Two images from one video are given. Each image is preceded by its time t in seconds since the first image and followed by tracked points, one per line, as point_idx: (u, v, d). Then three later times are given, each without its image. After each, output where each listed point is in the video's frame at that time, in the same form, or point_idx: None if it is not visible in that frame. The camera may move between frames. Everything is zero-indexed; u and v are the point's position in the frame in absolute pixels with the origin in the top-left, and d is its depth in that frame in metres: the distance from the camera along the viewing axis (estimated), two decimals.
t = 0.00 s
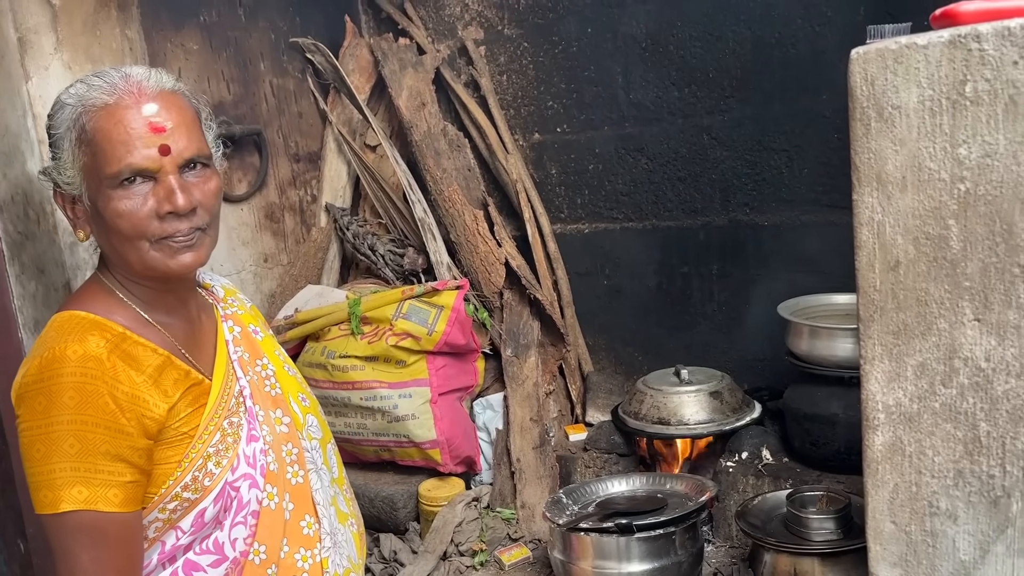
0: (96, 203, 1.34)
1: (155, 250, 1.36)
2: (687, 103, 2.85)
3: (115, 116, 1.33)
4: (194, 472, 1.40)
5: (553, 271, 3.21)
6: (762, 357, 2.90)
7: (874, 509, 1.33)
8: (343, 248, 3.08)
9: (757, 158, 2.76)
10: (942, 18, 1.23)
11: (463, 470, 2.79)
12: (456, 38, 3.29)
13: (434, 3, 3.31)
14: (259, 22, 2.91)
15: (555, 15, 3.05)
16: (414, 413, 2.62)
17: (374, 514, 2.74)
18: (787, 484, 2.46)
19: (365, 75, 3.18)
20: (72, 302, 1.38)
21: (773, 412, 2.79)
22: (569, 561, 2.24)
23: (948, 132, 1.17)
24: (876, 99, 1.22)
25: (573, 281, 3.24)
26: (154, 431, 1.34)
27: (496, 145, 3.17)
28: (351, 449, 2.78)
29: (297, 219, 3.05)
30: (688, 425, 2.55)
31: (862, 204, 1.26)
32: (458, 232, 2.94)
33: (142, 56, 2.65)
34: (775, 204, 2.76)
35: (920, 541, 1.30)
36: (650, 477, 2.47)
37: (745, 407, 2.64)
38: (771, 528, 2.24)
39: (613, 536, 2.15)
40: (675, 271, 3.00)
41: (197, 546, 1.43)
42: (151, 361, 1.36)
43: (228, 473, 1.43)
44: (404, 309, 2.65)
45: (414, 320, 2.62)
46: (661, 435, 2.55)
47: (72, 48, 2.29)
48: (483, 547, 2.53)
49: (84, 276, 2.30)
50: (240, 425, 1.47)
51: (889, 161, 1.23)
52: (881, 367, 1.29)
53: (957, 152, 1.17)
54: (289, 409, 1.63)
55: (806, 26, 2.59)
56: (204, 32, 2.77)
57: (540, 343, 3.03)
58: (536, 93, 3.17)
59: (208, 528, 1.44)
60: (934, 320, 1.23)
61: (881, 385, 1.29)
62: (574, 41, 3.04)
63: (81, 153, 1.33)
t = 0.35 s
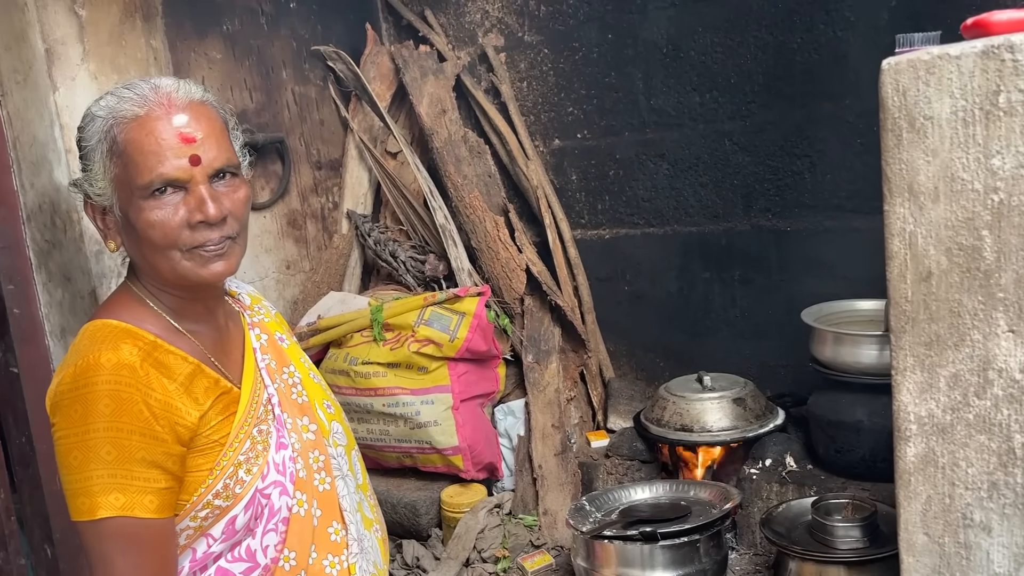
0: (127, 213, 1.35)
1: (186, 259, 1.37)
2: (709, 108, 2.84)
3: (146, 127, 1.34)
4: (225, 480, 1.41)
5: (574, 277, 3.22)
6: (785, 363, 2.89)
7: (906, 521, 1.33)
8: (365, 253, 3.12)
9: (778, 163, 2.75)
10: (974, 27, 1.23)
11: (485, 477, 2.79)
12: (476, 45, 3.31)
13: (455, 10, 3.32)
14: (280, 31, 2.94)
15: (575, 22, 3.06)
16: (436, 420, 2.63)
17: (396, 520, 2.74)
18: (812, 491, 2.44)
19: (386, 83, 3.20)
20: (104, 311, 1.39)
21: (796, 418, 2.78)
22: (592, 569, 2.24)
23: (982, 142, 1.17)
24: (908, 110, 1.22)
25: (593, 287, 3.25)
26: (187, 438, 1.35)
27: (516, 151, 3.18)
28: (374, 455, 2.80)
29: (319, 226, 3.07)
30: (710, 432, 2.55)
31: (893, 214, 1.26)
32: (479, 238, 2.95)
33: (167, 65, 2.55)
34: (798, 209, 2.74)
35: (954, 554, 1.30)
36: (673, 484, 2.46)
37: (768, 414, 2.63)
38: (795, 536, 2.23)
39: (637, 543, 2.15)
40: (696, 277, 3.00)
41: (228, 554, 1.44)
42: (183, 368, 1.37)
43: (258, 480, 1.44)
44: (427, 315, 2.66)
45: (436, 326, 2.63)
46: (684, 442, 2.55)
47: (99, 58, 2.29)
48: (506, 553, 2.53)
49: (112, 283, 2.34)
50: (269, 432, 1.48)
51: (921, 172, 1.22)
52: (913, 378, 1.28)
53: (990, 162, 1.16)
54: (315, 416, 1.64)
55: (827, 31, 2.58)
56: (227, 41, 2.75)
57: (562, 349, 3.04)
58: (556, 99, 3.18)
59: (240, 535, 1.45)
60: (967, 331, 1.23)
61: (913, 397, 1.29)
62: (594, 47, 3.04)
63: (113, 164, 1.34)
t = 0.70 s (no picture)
0: (148, 219, 1.35)
1: (206, 264, 1.38)
2: (724, 111, 2.83)
3: (167, 132, 1.34)
4: (247, 483, 1.41)
5: (589, 280, 3.22)
6: (802, 367, 2.87)
7: (931, 527, 1.31)
8: (380, 258, 3.13)
9: (795, 166, 2.74)
10: (999, 28, 1.22)
11: (501, 481, 2.78)
12: (490, 49, 3.31)
13: (469, 14, 3.33)
14: (295, 36, 2.96)
15: (590, 25, 3.06)
16: (452, 424, 2.63)
17: (412, 524, 2.74)
18: (830, 496, 2.43)
19: (400, 87, 3.20)
20: (122, 316, 1.39)
21: (814, 422, 2.76)
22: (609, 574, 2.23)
23: (1008, 144, 1.15)
24: (933, 112, 1.21)
25: (608, 290, 3.24)
26: (208, 441, 1.35)
27: (531, 154, 3.17)
28: (389, 459, 2.80)
29: (334, 230, 3.08)
30: (727, 436, 2.53)
31: (917, 218, 1.25)
32: (493, 242, 2.94)
33: (183, 71, 2.54)
34: (814, 211, 2.73)
35: (980, 561, 1.28)
36: (690, 489, 2.45)
37: (786, 418, 2.61)
38: (814, 541, 2.21)
39: (655, 548, 2.14)
40: (712, 280, 2.99)
41: (250, 556, 1.45)
42: (203, 372, 1.38)
43: (279, 483, 1.44)
44: (442, 319, 2.66)
45: (450, 330, 2.63)
46: (701, 447, 2.53)
47: (116, 64, 2.28)
48: (522, 558, 2.56)
49: (128, 289, 2.30)
50: (288, 435, 1.48)
51: (946, 174, 1.21)
52: (938, 383, 1.27)
53: (1017, 164, 1.15)
54: (333, 418, 1.63)
55: (844, 33, 2.56)
56: (242, 46, 2.75)
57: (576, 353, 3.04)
58: (570, 102, 3.17)
59: (261, 537, 1.45)
60: (993, 335, 1.21)
61: (938, 402, 1.27)
62: (609, 50, 3.03)
63: (133, 170, 1.34)
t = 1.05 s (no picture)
0: (175, 221, 1.34)
1: (235, 266, 1.37)
2: (739, 114, 2.82)
3: (200, 135, 1.34)
4: (264, 486, 1.41)
5: (602, 284, 3.21)
6: (818, 371, 2.85)
7: (956, 534, 1.30)
8: (393, 262, 3.14)
9: (810, 169, 2.72)
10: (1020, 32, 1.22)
11: (516, 486, 2.78)
12: (503, 53, 3.31)
13: (482, 18, 3.33)
14: (309, 41, 2.97)
15: (603, 28, 3.05)
16: (466, 429, 2.63)
17: (427, 529, 2.74)
18: (847, 500, 2.41)
19: (413, 92, 3.21)
20: (139, 322, 1.39)
21: (830, 426, 2.74)
22: None
23: None
24: (955, 116, 1.20)
25: (622, 294, 3.23)
26: (225, 446, 1.35)
27: (543, 158, 3.17)
28: (404, 464, 2.80)
29: (348, 235, 3.08)
30: (743, 441, 2.52)
31: (940, 223, 1.24)
32: (507, 246, 2.94)
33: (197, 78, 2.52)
34: (830, 214, 2.72)
35: (1006, 568, 1.27)
36: (706, 493, 2.44)
37: (802, 422, 2.61)
38: (832, 546, 2.19)
39: (671, 554, 2.13)
40: (727, 284, 2.98)
41: (267, 558, 1.45)
42: (219, 377, 1.38)
43: (296, 485, 1.44)
44: (456, 324, 2.66)
45: (465, 335, 2.63)
46: (717, 451, 2.52)
47: (132, 72, 2.27)
48: (538, 563, 2.55)
49: (144, 295, 2.25)
50: (305, 438, 1.48)
51: (969, 179, 1.20)
52: (961, 389, 1.26)
53: None
54: (348, 420, 1.63)
55: (859, 35, 2.56)
56: (256, 52, 2.75)
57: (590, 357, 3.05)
58: (583, 106, 3.17)
59: (278, 540, 1.46)
60: (1018, 340, 1.20)
61: (962, 408, 1.26)
62: (622, 53, 3.03)
63: (161, 173, 1.33)
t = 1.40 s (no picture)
0: (240, 209, 1.36)
1: (290, 257, 1.43)
2: (747, 114, 2.82)
3: (270, 130, 1.40)
4: (280, 489, 1.42)
5: (611, 285, 3.21)
6: (828, 372, 2.85)
7: (966, 533, 1.29)
8: (402, 265, 3.15)
9: (819, 169, 2.72)
10: None
11: (526, 487, 2.79)
12: (511, 56, 3.32)
13: (490, 21, 3.34)
14: (318, 45, 2.99)
15: (611, 30, 3.06)
16: (476, 431, 2.64)
17: (438, 531, 2.74)
18: (858, 501, 2.41)
19: (422, 95, 3.22)
20: (147, 329, 1.40)
21: (841, 427, 2.74)
22: None
23: None
24: (963, 115, 1.20)
25: (631, 295, 3.23)
26: (240, 451, 1.36)
27: (551, 160, 3.18)
28: (414, 465, 2.81)
29: (357, 238, 3.10)
30: (754, 442, 2.52)
31: (948, 221, 1.24)
32: (515, 248, 2.95)
33: (207, 82, 2.55)
34: (839, 215, 2.72)
35: (1017, 567, 1.26)
36: (716, 495, 2.44)
37: (813, 423, 2.60)
38: (843, 546, 2.19)
39: (682, 555, 2.13)
40: (736, 285, 2.97)
41: (281, 560, 1.46)
42: (231, 383, 1.38)
43: (311, 487, 1.45)
44: (465, 326, 2.67)
45: (474, 337, 2.64)
46: (726, 453, 2.52)
47: (142, 77, 2.29)
48: (548, 564, 2.56)
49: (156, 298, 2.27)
50: (317, 439, 1.49)
51: (978, 178, 1.20)
52: (971, 388, 1.26)
53: None
54: (356, 420, 1.64)
55: (867, 35, 2.56)
56: (265, 56, 2.77)
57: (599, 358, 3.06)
58: (591, 108, 3.18)
59: (292, 541, 1.46)
60: None
61: (972, 407, 1.26)
62: (630, 55, 3.04)
63: (234, 160, 1.35)
